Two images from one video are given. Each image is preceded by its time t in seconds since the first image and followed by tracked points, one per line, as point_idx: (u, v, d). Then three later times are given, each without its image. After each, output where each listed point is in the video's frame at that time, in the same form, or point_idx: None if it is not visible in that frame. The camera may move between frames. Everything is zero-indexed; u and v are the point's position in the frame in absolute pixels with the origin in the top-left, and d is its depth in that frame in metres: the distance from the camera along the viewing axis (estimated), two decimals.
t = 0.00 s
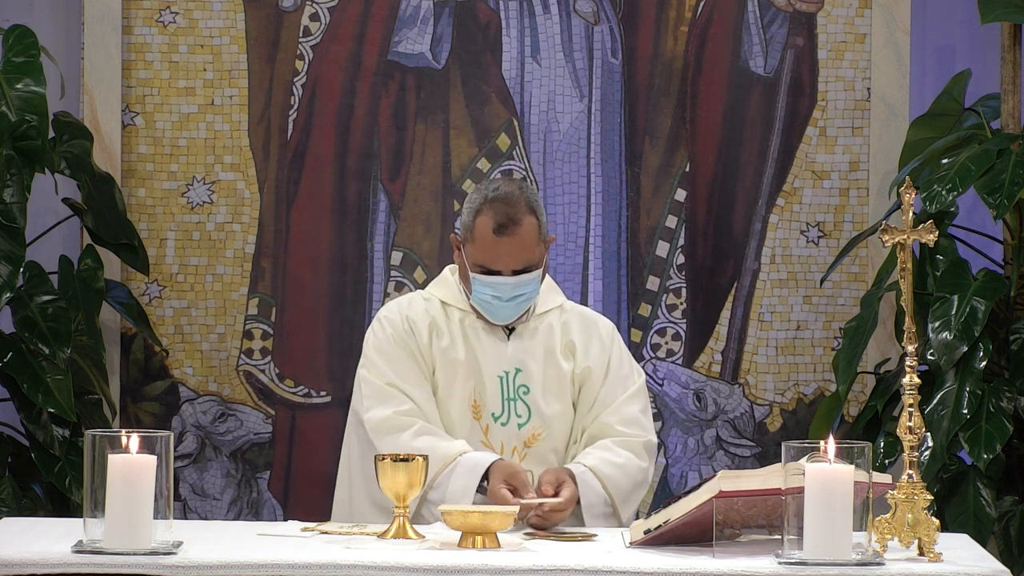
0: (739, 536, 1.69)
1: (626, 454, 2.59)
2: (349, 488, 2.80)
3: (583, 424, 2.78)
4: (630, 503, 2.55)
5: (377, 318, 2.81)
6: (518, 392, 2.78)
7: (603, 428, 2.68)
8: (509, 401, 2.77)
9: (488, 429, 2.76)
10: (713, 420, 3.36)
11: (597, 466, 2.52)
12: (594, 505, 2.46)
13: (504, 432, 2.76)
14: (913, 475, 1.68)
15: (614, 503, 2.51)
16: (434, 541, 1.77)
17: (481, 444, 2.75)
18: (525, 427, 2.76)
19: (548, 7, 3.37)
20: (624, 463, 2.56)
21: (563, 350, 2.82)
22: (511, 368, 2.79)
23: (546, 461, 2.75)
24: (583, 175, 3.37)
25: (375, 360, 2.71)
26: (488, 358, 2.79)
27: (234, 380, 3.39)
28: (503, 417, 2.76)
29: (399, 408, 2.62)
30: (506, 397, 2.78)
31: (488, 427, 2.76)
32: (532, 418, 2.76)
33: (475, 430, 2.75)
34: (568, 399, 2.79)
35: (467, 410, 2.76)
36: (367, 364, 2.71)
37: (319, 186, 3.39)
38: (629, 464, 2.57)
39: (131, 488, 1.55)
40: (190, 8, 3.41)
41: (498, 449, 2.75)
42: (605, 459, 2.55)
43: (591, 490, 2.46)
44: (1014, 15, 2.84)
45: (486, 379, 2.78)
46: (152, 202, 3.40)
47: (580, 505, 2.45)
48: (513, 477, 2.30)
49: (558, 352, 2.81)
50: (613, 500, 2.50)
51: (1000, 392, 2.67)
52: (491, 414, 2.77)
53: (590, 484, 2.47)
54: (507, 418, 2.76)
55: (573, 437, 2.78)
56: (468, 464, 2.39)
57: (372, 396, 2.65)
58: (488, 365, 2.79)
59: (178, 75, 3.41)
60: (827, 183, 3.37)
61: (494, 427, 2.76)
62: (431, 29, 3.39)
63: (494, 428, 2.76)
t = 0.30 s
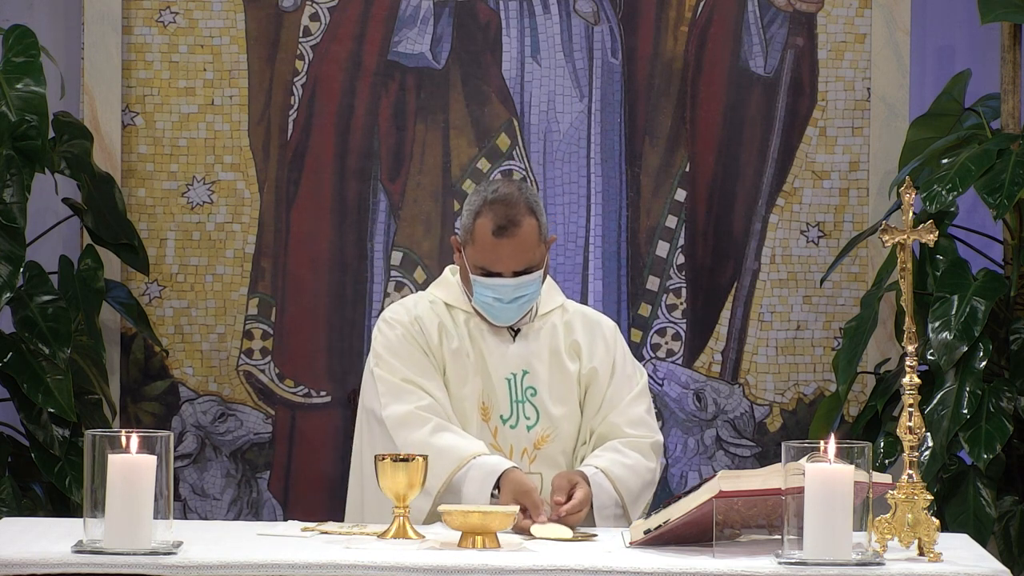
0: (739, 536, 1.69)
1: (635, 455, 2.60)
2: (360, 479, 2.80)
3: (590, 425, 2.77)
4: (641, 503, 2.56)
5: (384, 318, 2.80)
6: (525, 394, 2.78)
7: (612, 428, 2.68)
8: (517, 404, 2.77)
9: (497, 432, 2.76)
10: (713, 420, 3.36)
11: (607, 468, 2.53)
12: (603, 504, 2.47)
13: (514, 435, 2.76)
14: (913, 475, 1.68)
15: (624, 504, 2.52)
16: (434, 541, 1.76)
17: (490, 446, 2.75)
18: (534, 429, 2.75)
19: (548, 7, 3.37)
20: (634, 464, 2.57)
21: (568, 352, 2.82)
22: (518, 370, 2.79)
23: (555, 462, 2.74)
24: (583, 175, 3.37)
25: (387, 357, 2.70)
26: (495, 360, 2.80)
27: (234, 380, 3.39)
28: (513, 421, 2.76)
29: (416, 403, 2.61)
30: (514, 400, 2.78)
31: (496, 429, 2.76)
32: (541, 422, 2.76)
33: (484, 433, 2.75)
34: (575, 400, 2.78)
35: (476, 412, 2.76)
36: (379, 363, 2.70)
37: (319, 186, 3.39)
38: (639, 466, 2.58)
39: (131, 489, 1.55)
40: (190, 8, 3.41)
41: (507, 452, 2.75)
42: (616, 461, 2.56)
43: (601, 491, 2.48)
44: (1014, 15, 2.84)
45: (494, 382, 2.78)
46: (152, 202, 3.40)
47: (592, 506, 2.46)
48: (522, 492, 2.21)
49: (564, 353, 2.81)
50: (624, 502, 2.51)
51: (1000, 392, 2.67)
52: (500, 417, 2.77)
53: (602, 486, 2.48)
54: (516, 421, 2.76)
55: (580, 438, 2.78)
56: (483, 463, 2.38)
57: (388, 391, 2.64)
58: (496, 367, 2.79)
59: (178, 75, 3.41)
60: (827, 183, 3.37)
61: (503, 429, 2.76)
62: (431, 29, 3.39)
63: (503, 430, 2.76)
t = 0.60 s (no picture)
0: (739, 536, 1.69)
1: (635, 457, 2.60)
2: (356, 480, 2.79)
3: (590, 427, 2.77)
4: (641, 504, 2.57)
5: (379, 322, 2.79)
6: (523, 395, 2.78)
7: (613, 430, 2.69)
8: (515, 406, 2.77)
9: (495, 433, 2.76)
10: (713, 420, 3.36)
11: (605, 471, 2.53)
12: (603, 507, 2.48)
13: (512, 436, 2.76)
14: (913, 475, 1.68)
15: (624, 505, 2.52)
16: (434, 541, 1.77)
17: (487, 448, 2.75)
18: (532, 430, 2.76)
19: (548, 7, 3.37)
20: (633, 467, 2.57)
21: (566, 353, 2.82)
22: (515, 371, 2.79)
23: (554, 463, 2.74)
24: (583, 175, 3.37)
25: (384, 361, 2.69)
26: (492, 362, 2.80)
27: (234, 380, 3.39)
28: (510, 423, 2.76)
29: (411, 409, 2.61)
30: (512, 401, 2.78)
31: (495, 431, 2.76)
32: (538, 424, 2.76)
33: (482, 434, 2.75)
34: (574, 401, 2.78)
35: (474, 415, 2.76)
36: (374, 367, 2.69)
37: (319, 186, 3.39)
38: (638, 467, 2.58)
39: (131, 489, 1.55)
40: (190, 7, 3.41)
41: (505, 453, 2.75)
42: (615, 464, 2.57)
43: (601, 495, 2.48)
44: (1014, 15, 2.84)
45: (492, 383, 2.79)
46: (152, 202, 3.40)
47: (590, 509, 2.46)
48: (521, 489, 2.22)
49: (562, 354, 2.81)
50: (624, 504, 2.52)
51: (1000, 392, 2.67)
52: (498, 419, 2.77)
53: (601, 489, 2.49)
54: (514, 422, 2.77)
55: (580, 439, 2.78)
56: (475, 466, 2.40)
57: (382, 398, 2.63)
58: (493, 369, 2.80)
59: (178, 75, 3.41)
60: (827, 183, 3.37)
61: (501, 431, 2.76)
62: (431, 29, 3.39)
63: (501, 432, 2.76)
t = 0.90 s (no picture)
0: (739, 536, 1.69)
1: (629, 459, 2.60)
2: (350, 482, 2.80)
3: (584, 426, 2.77)
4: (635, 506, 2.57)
5: (359, 331, 2.83)
6: (514, 396, 2.78)
7: (610, 432, 2.69)
8: (504, 407, 2.77)
9: (484, 435, 2.75)
10: (713, 420, 3.36)
11: (599, 473, 2.54)
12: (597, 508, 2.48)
13: (501, 438, 2.75)
14: (913, 476, 1.68)
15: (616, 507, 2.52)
16: (434, 541, 1.77)
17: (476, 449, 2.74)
18: (522, 431, 2.76)
19: (548, 7, 3.37)
20: (627, 468, 2.58)
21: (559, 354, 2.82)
22: (505, 373, 2.79)
23: (546, 464, 2.75)
24: (583, 175, 3.37)
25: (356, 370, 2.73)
26: (481, 363, 2.79)
27: (234, 380, 3.39)
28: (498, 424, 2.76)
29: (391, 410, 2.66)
30: (502, 403, 2.78)
31: (483, 432, 2.75)
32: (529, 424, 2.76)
33: (470, 436, 2.75)
34: (566, 403, 2.79)
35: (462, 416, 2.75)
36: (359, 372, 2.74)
37: (319, 186, 3.39)
38: (633, 469, 2.59)
39: (131, 489, 1.55)
40: (190, 8, 3.41)
41: (494, 454, 2.74)
42: (608, 466, 2.57)
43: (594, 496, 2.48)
44: (1014, 15, 2.84)
45: (482, 385, 2.78)
46: (152, 202, 3.40)
47: (583, 511, 2.46)
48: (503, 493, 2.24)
49: (554, 355, 2.81)
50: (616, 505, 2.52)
51: (1000, 392, 2.67)
52: (486, 420, 2.76)
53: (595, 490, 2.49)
54: (503, 423, 2.76)
55: (574, 442, 2.78)
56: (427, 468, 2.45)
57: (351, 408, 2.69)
58: (483, 370, 2.79)
59: (178, 75, 3.41)
60: (827, 183, 3.37)
61: (489, 433, 2.75)
62: (431, 29, 3.39)
63: (489, 434, 2.75)
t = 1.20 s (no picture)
0: (739, 536, 1.69)
1: (618, 462, 2.61)
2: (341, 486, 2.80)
3: (571, 425, 2.76)
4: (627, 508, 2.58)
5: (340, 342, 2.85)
6: (498, 398, 2.77)
7: (599, 434, 2.69)
8: (488, 409, 2.76)
9: (468, 437, 2.74)
10: (713, 420, 3.36)
11: (589, 480, 2.55)
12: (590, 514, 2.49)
13: (486, 440, 2.74)
14: (913, 475, 1.68)
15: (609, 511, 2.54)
16: (434, 541, 1.77)
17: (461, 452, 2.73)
18: (507, 433, 2.75)
19: (548, 7, 3.37)
20: (617, 473, 2.59)
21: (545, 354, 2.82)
22: (488, 374, 2.79)
23: (534, 466, 2.74)
24: (583, 175, 3.37)
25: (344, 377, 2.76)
26: (464, 366, 2.79)
27: (234, 380, 3.39)
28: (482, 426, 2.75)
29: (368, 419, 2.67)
30: (486, 405, 2.77)
31: (467, 435, 2.74)
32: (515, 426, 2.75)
33: (455, 438, 2.74)
34: (551, 404, 2.78)
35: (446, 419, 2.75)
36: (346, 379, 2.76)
37: (319, 186, 3.39)
38: (623, 473, 2.60)
39: (131, 489, 1.55)
40: (190, 8, 3.41)
41: (480, 457, 2.73)
42: (598, 472, 2.58)
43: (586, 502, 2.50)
44: (1014, 15, 2.84)
45: (467, 387, 2.78)
46: (152, 202, 3.40)
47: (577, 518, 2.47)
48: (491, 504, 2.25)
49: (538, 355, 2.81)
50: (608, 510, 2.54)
51: (1000, 392, 2.67)
52: (471, 423, 2.75)
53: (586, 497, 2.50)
54: (487, 426, 2.75)
55: (562, 444, 2.77)
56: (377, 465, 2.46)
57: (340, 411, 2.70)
58: (466, 372, 2.79)
59: (178, 75, 3.41)
60: (827, 183, 3.37)
61: (474, 435, 2.74)
62: (431, 29, 3.39)
63: (474, 436, 2.74)
